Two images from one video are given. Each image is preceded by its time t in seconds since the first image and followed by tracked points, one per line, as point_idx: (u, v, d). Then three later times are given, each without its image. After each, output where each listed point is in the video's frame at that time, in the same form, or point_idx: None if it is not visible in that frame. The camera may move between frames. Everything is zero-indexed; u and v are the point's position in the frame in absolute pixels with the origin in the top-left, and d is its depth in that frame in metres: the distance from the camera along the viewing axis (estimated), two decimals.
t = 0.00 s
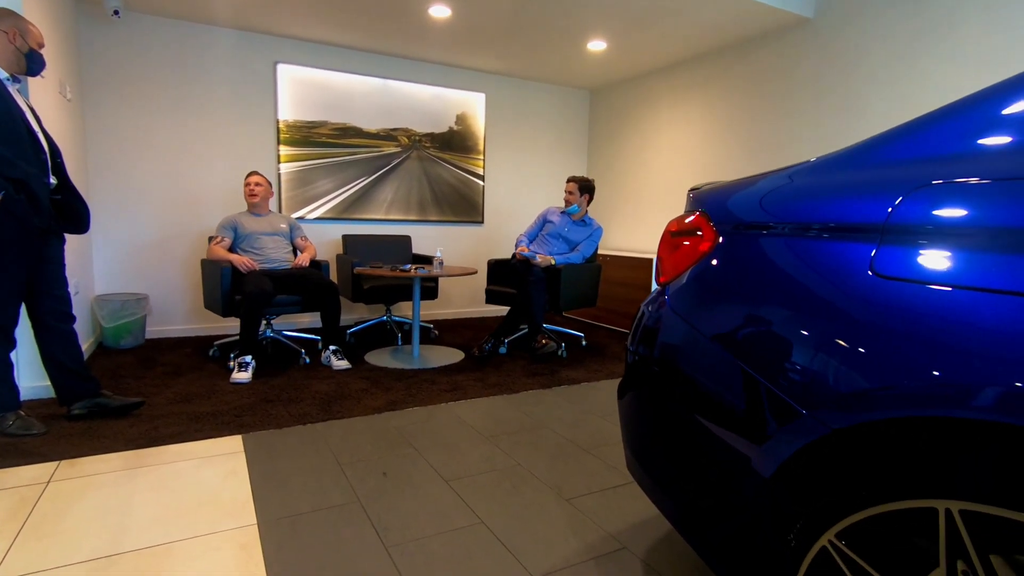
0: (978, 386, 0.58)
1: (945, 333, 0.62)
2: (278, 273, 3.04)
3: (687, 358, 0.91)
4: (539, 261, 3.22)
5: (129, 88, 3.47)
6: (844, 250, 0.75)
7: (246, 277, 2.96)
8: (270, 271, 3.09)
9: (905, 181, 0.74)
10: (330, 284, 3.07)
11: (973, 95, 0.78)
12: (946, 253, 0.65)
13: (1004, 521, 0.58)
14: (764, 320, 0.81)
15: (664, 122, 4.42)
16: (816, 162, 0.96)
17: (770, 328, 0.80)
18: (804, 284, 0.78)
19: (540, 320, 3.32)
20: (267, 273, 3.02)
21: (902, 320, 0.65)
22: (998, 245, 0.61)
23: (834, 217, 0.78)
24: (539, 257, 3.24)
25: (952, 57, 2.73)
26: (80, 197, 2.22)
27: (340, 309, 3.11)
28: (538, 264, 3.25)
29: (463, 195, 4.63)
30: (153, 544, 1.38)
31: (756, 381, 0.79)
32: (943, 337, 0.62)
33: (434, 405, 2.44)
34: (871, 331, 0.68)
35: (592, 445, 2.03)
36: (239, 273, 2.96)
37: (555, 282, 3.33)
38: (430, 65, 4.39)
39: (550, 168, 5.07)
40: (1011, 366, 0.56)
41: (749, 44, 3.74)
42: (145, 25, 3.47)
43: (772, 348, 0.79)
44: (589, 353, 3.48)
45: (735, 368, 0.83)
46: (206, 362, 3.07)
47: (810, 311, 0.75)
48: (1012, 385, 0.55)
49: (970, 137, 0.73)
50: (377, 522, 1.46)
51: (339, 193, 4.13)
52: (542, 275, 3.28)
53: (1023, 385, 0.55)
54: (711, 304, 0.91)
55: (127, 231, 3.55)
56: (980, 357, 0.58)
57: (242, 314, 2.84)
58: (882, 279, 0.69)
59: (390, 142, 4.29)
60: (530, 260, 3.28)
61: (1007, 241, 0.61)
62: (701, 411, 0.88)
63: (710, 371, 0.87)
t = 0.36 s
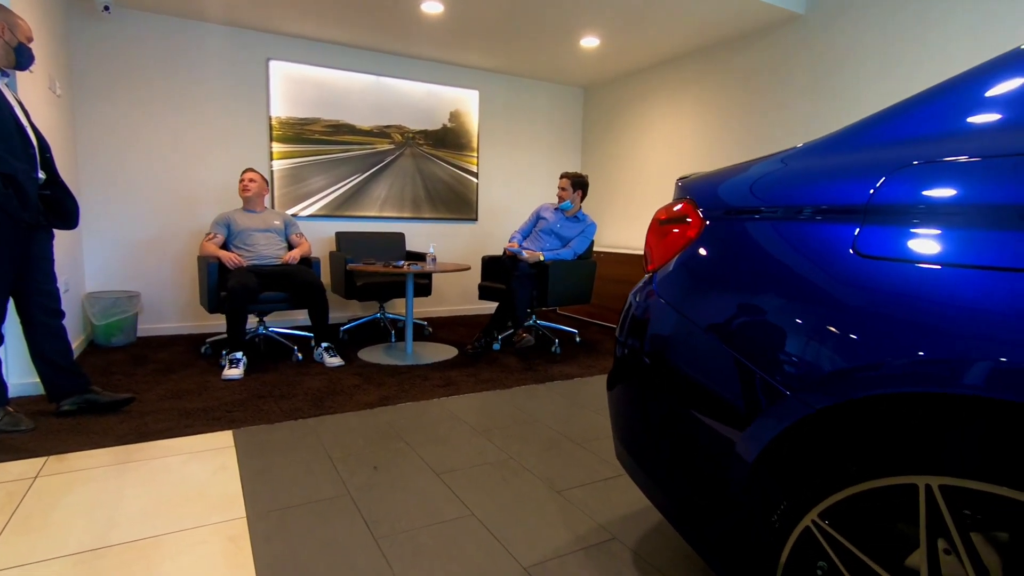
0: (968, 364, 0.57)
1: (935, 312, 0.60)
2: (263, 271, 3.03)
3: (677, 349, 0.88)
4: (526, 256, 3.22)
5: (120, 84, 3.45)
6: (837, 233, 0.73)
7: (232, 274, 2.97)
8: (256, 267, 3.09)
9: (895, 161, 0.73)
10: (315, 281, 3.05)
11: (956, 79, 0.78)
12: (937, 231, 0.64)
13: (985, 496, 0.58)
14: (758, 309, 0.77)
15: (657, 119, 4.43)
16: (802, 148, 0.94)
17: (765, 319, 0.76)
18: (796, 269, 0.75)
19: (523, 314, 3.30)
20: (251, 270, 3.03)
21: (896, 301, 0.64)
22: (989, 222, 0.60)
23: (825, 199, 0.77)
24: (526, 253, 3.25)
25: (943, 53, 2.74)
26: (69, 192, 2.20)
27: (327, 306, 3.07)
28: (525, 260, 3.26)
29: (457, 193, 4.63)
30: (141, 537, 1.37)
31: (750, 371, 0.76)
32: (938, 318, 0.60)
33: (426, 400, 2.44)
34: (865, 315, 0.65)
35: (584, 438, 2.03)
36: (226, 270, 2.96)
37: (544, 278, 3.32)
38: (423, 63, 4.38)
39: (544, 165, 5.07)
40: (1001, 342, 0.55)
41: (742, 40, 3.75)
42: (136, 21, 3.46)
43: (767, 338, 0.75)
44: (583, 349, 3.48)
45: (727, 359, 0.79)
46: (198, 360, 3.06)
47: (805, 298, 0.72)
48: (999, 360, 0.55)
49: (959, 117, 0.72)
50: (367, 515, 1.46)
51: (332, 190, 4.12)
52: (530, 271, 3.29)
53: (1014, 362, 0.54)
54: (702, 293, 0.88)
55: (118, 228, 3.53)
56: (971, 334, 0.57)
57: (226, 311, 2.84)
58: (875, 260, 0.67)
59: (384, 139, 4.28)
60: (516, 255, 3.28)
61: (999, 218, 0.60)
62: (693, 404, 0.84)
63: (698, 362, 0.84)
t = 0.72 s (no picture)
0: (934, 339, 0.56)
1: (905, 290, 0.59)
2: (233, 267, 2.99)
3: (654, 340, 0.86)
4: (501, 252, 3.22)
5: (91, 79, 3.38)
6: (808, 214, 0.72)
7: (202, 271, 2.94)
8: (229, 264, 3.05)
9: (864, 142, 0.72)
10: (285, 279, 3.01)
11: (922, 61, 0.78)
12: (906, 208, 0.64)
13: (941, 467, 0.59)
14: (737, 298, 0.75)
15: (637, 116, 4.45)
16: (774, 132, 0.93)
17: (743, 307, 0.74)
18: (769, 253, 0.74)
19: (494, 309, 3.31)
20: (222, 266, 2.99)
21: (866, 280, 0.63)
22: (956, 197, 0.60)
23: (796, 181, 0.76)
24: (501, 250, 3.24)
25: (914, 50, 2.78)
26: (37, 187, 2.15)
27: (298, 308, 3.04)
28: (500, 255, 3.24)
29: (438, 190, 4.61)
30: (111, 535, 1.34)
31: (726, 358, 0.74)
32: (909, 296, 0.59)
33: (407, 396, 2.42)
34: (837, 297, 0.64)
35: (564, 431, 2.03)
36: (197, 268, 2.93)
37: (520, 275, 3.37)
38: (403, 59, 4.36)
39: (526, 163, 5.08)
40: (966, 315, 0.54)
41: (720, 38, 3.78)
42: (107, 14, 3.38)
43: (746, 327, 0.73)
44: (564, 345, 3.49)
45: (703, 346, 0.78)
46: (174, 359, 3.01)
47: (781, 284, 0.71)
48: (967, 334, 0.54)
49: (928, 98, 0.72)
50: (343, 510, 1.44)
51: (311, 187, 4.08)
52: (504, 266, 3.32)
53: (987, 336, 0.53)
54: (679, 282, 0.86)
55: (91, 226, 3.46)
56: (938, 309, 0.56)
57: (192, 308, 2.81)
58: (847, 240, 0.66)
59: (364, 136, 4.25)
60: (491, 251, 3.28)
61: (968, 192, 0.59)
62: (669, 394, 0.83)
63: (674, 352, 0.82)
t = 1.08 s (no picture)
0: (881, 317, 0.57)
1: (858, 272, 0.59)
2: (185, 266, 2.88)
3: (618, 332, 0.85)
4: (464, 249, 3.23)
5: (33, 71, 3.22)
6: (759, 200, 0.73)
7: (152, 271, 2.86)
8: (183, 262, 2.95)
9: (811, 130, 0.74)
10: (237, 277, 2.93)
11: (867, 51, 0.80)
12: (856, 191, 0.64)
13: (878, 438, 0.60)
14: (698, 288, 0.75)
15: (600, 114, 4.49)
16: (730, 122, 0.94)
17: (705, 297, 0.74)
18: (725, 241, 0.74)
19: (452, 305, 3.29)
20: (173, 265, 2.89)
21: (814, 262, 0.63)
22: (896, 179, 0.61)
23: (749, 169, 0.77)
24: (464, 246, 3.24)
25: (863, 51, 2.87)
26: None
27: (253, 309, 2.97)
28: (462, 252, 3.27)
29: (403, 188, 4.57)
30: (55, 544, 1.28)
31: (685, 346, 0.74)
32: (856, 276, 0.59)
33: (371, 395, 2.39)
34: (790, 281, 0.65)
35: (529, 425, 2.03)
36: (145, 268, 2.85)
37: (483, 272, 3.36)
38: (365, 56, 4.31)
39: (491, 161, 5.07)
40: (906, 291, 0.55)
41: (679, 37, 3.84)
42: (50, 3, 3.23)
43: (707, 317, 0.73)
44: (530, 341, 3.50)
45: (663, 335, 0.78)
46: (127, 363, 2.90)
47: (739, 272, 0.70)
48: (913, 311, 0.54)
49: (875, 86, 0.73)
50: (302, 510, 1.41)
51: (272, 185, 3.99)
52: (465, 263, 3.33)
53: (933, 313, 0.53)
54: (641, 273, 0.85)
55: (36, 225, 3.30)
56: (883, 287, 0.57)
57: (139, 308, 2.73)
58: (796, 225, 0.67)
59: (326, 133, 4.18)
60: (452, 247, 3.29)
61: (915, 174, 0.60)
62: (626, 384, 0.83)
63: (633, 342, 0.83)
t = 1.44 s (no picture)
0: (823, 302, 0.57)
1: (803, 260, 0.60)
2: (125, 268, 2.76)
3: (574, 327, 0.84)
4: (421, 246, 3.20)
5: None
6: (703, 191, 0.74)
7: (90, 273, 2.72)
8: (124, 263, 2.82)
9: (750, 124, 0.75)
10: (181, 279, 2.81)
11: (806, 45, 0.82)
12: (798, 179, 0.65)
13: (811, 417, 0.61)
14: (653, 281, 0.74)
15: (557, 112, 4.52)
16: (678, 114, 0.94)
17: (659, 290, 0.73)
18: (673, 232, 0.74)
19: (408, 304, 3.28)
20: (113, 266, 2.76)
21: (757, 250, 0.64)
22: (828, 168, 0.63)
23: (693, 161, 0.77)
24: (422, 244, 3.21)
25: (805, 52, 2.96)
26: None
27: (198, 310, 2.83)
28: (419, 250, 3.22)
29: (359, 186, 4.48)
30: None
31: (636, 339, 0.74)
32: (799, 263, 0.60)
33: (327, 396, 2.34)
34: (735, 271, 0.65)
35: (487, 423, 2.03)
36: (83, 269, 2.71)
37: (440, 270, 3.34)
38: (318, 51, 4.21)
39: (449, 159, 5.04)
40: (847, 276, 0.56)
41: (632, 37, 3.90)
42: None
43: (660, 310, 0.72)
44: (490, 339, 3.49)
45: (616, 328, 0.78)
46: (64, 370, 2.75)
47: (691, 264, 0.70)
48: (853, 296, 0.55)
49: (818, 80, 0.75)
50: (252, 516, 1.36)
51: (220, 183, 3.85)
52: (422, 261, 3.30)
53: (870, 297, 0.54)
54: (593, 267, 0.85)
55: None
56: (822, 273, 0.58)
57: (74, 312, 2.59)
58: (738, 215, 0.68)
59: (277, 130, 4.06)
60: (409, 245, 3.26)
61: (854, 162, 0.61)
62: (577, 378, 0.83)
63: (584, 335, 0.83)
